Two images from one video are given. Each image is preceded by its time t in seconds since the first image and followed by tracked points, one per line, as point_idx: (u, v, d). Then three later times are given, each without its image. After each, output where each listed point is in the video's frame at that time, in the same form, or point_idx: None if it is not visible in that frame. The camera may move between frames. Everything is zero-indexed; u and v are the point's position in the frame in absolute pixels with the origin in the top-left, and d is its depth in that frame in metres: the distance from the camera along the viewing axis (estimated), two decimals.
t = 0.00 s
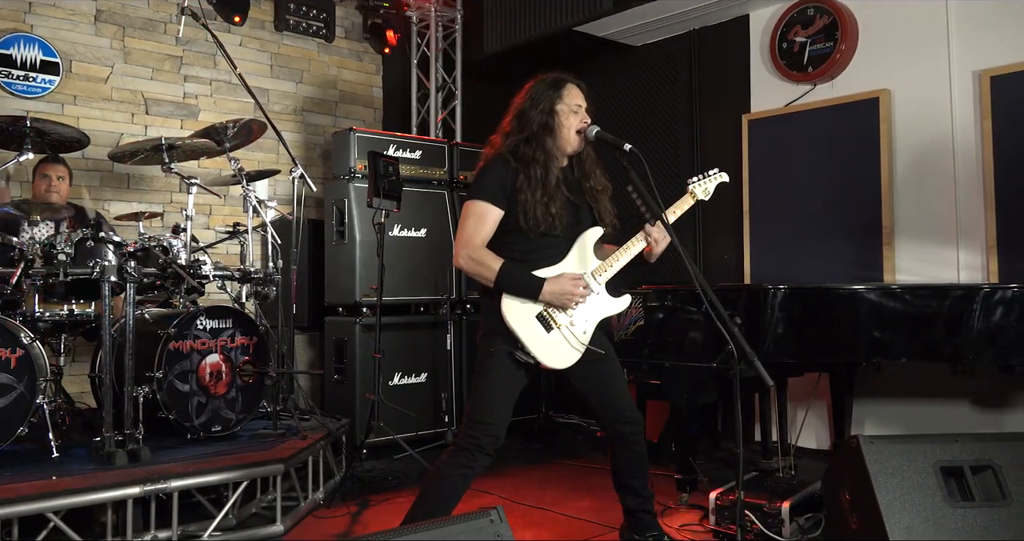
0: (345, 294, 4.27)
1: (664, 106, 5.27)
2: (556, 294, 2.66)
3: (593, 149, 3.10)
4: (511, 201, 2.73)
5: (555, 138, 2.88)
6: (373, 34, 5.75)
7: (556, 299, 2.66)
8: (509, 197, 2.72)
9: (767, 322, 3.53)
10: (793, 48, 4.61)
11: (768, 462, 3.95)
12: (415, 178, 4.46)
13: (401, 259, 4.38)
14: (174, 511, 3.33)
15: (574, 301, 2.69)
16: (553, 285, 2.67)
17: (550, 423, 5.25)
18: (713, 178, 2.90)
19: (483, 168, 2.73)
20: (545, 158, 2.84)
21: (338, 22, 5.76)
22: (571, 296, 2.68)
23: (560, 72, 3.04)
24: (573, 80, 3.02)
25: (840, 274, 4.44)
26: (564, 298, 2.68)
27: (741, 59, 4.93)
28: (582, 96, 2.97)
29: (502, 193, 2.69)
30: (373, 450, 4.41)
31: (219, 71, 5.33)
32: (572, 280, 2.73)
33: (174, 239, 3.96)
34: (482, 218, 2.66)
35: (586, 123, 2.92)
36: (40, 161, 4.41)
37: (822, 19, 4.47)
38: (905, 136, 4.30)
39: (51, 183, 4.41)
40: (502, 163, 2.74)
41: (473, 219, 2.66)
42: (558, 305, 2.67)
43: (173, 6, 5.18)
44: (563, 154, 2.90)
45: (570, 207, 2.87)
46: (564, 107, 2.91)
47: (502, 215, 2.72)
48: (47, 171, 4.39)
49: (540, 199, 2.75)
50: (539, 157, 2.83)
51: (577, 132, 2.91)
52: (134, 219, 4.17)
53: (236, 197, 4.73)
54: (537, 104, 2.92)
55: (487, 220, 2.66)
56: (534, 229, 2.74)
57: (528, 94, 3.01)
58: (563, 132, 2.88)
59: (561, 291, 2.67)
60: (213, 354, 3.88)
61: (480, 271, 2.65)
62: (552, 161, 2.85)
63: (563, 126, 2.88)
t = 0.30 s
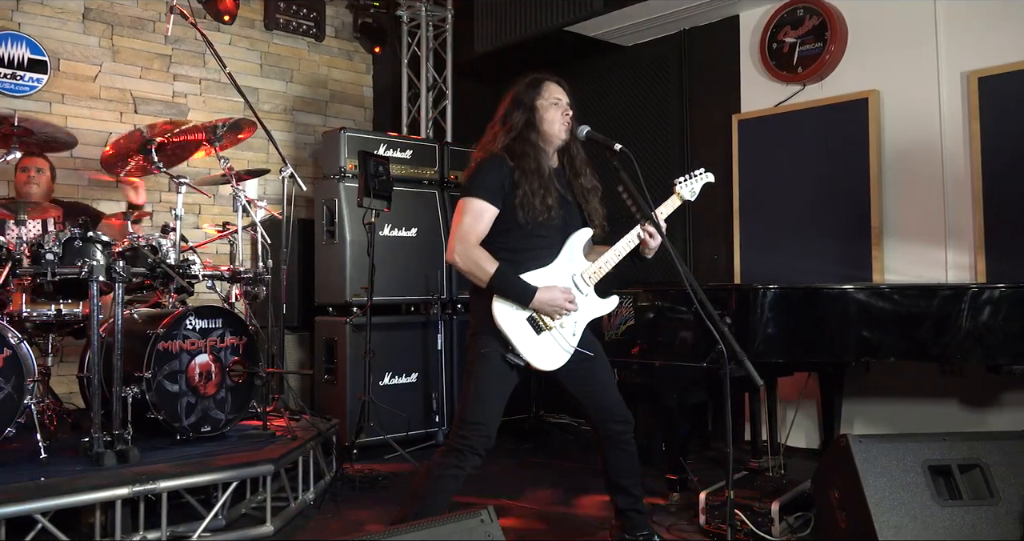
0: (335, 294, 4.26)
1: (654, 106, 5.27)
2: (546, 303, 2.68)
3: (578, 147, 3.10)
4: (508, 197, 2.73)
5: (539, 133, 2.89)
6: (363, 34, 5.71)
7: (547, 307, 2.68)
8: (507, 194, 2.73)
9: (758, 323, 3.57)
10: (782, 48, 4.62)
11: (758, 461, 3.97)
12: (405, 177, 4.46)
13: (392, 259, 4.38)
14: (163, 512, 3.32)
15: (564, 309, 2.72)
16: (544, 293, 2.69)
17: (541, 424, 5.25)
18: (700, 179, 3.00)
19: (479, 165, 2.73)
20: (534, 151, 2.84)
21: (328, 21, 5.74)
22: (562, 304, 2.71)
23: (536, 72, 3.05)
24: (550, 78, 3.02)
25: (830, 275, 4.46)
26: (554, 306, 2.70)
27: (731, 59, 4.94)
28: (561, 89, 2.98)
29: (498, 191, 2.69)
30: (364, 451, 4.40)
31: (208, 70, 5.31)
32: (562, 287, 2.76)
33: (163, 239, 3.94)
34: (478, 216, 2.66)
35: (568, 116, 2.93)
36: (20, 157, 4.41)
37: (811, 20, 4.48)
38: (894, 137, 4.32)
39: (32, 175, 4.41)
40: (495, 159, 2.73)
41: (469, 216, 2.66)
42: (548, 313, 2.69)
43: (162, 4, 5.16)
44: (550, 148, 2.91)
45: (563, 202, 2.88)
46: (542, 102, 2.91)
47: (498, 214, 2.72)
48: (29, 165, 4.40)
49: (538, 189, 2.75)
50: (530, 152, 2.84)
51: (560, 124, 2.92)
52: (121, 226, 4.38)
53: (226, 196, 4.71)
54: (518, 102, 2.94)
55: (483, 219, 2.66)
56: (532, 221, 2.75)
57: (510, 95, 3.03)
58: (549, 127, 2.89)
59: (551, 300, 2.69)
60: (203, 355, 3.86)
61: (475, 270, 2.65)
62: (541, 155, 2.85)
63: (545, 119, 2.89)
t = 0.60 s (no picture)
0: (327, 294, 4.19)
1: (651, 105, 5.21)
2: (543, 302, 2.62)
3: (575, 145, 3.04)
4: (506, 196, 2.67)
5: (533, 132, 2.83)
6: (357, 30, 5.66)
7: (543, 306, 2.62)
8: (505, 194, 2.66)
9: (757, 323, 3.48)
10: (781, 45, 4.56)
11: (757, 464, 3.92)
12: (399, 175, 4.39)
13: (385, 258, 4.31)
14: (151, 516, 3.25)
15: (561, 307, 2.66)
16: (541, 290, 2.62)
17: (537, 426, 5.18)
18: (697, 176, 2.95)
19: (475, 163, 2.67)
20: (529, 151, 2.78)
21: (320, 17, 5.68)
22: (558, 302, 2.65)
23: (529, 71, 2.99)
24: (544, 76, 2.96)
25: (829, 274, 4.40)
26: (550, 304, 2.63)
27: (730, 55, 4.88)
28: (555, 86, 2.92)
29: (496, 189, 2.62)
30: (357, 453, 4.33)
31: (198, 66, 5.24)
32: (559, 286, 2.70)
33: (152, 238, 3.87)
34: (474, 214, 2.59)
35: (563, 114, 2.87)
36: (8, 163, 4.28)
37: (810, 16, 4.43)
38: (895, 135, 4.26)
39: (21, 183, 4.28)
40: (492, 158, 2.67)
41: (465, 214, 2.59)
42: (544, 311, 2.63)
43: None
44: (545, 148, 2.85)
45: (559, 201, 2.81)
46: (536, 100, 2.85)
47: (495, 212, 2.65)
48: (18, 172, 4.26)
49: (535, 188, 2.70)
50: (525, 152, 2.77)
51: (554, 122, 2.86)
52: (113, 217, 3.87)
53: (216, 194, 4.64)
54: (510, 102, 2.88)
55: (479, 217, 2.59)
56: (529, 220, 2.69)
57: (503, 96, 2.98)
58: (544, 126, 2.82)
59: (548, 298, 2.63)
60: (193, 355, 3.80)
61: (470, 268, 2.58)
62: (536, 154, 2.79)
63: (540, 118, 2.83)
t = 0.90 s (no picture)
0: (316, 294, 3.98)
1: (658, 93, 4.96)
2: (543, 302, 2.41)
3: (585, 137, 2.81)
4: (507, 194, 2.45)
5: (540, 126, 2.60)
6: (347, 12, 5.48)
7: (543, 306, 2.41)
8: (506, 191, 2.44)
9: (771, 324, 3.25)
10: (797, 29, 4.33)
11: (772, 473, 3.70)
12: (392, 167, 4.17)
13: (378, 256, 4.10)
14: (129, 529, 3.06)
15: (563, 307, 2.45)
16: (542, 290, 2.41)
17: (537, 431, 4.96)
18: (707, 170, 2.76)
19: (473, 157, 2.45)
20: (535, 147, 2.56)
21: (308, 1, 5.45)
22: (560, 303, 2.44)
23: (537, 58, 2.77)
24: (552, 64, 2.74)
25: (846, 272, 4.18)
26: (552, 305, 2.43)
27: (740, 41, 4.66)
28: (563, 76, 2.69)
29: (497, 184, 2.41)
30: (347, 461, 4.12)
31: (178, 52, 5.02)
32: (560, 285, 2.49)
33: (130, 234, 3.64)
34: (472, 210, 2.37)
35: (571, 105, 2.65)
36: None
37: None
38: (918, 125, 4.03)
39: None
40: (494, 151, 2.45)
41: (462, 209, 2.37)
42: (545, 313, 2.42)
43: None
44: (551, 143, 2.63)
45: (564, 199, 2.59)
46: (544, 91, 2.63)
47: (495, 210, 2.44)
48: None
49: (538, 188, 2.47)
50: (530, 148, 2.55)
51: (561, 115, 2.63)
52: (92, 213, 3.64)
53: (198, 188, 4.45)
54: (515, 92, 2.66)
55: (477, 213, 2.38)
56: (531, 221, 2.46)
57: (508, 86, 2.75)
58: (550, 119, 2.60)
59: (549, 299, 2.42)
60: (173, 359, 3.59)
61: (466, 267, 2.37)
62: (542, 150, 2.57)
63: (546, 109, 2.61)
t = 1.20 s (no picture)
0: (304, 292, 3.78)
1: (665, 80, 4.73)
2: (545, 304, 2.21)
3: (588, 126, 2.59)
4: (506, 186, 2.24)
5: (541, 114, 2.39)
6: None
7: (544, 309, 2.21)
8: (505, 182, 2.24)
9: (784, 324, 3.03)
10: (812, 12, 4.11)
11: (786, 481, 3.50)
12: (383, 158, 3.96)
13: (369, 252, 3.90)
14: None
15: (568, 311, 2.26)
16: (544, 291, 2.21)
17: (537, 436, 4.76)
18: (717, 160, 2.55)
19: (469, 147, 2.24)
20: (535, 136, 2.35)
21: None
22: (565, 306, 2.25)
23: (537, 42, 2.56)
24: (554, 48, 2.52)
25: (863, 270, 3.98)
26: (556, 308, 2.23)
27: (751, 25, 4.44)
28: (565, 61, 2.47)
29: (495, 176, 2.20)
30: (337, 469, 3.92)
31: (158, 36, 4.75)
32: (563, 287, 2.29)
33: (107, 229, 3.45)
34: (470, 203, 2.17)
35: (575, 91, 2.43)
36: None
37: None
38: (940, 114, 3.82)
39: None
40: (491, 138, 2.23)
41: (459, 202, 2.17)
42: (548, 315, 2.22)
43: None
44: (553, 132, 2.41)
45: (566, 191, 2.38)
46: (545, 76, 2.42)
47: (493, 203, 2.23)
48: None
49: (539, 180, 2.27)
50: (530, 137, 2.34)
51: (563, 102, 2.42)
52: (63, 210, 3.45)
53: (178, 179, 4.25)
54: (515, 79, 2.44)
55: (476, 206, 2.18)
56: (532, 216, 2.26)
57: (506, 72, 2.54)
58: (552, 106, 2.39)
59: (552, 300, 2.22)
60: (153, 361, 3.39)
61: (463, 264, 2.17)
62: (543, 139, 2.36)
63: (547, 97, 2.40)
